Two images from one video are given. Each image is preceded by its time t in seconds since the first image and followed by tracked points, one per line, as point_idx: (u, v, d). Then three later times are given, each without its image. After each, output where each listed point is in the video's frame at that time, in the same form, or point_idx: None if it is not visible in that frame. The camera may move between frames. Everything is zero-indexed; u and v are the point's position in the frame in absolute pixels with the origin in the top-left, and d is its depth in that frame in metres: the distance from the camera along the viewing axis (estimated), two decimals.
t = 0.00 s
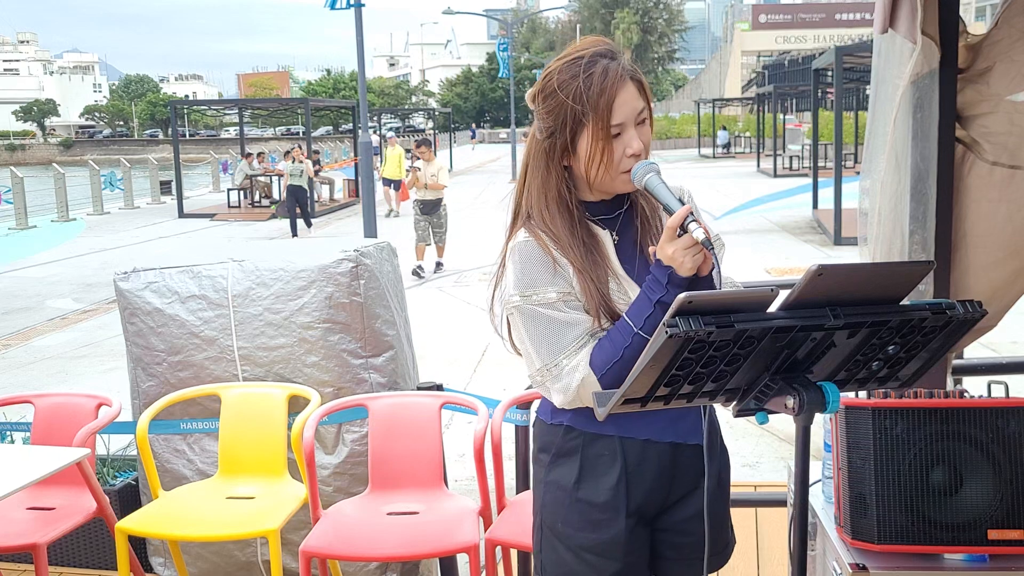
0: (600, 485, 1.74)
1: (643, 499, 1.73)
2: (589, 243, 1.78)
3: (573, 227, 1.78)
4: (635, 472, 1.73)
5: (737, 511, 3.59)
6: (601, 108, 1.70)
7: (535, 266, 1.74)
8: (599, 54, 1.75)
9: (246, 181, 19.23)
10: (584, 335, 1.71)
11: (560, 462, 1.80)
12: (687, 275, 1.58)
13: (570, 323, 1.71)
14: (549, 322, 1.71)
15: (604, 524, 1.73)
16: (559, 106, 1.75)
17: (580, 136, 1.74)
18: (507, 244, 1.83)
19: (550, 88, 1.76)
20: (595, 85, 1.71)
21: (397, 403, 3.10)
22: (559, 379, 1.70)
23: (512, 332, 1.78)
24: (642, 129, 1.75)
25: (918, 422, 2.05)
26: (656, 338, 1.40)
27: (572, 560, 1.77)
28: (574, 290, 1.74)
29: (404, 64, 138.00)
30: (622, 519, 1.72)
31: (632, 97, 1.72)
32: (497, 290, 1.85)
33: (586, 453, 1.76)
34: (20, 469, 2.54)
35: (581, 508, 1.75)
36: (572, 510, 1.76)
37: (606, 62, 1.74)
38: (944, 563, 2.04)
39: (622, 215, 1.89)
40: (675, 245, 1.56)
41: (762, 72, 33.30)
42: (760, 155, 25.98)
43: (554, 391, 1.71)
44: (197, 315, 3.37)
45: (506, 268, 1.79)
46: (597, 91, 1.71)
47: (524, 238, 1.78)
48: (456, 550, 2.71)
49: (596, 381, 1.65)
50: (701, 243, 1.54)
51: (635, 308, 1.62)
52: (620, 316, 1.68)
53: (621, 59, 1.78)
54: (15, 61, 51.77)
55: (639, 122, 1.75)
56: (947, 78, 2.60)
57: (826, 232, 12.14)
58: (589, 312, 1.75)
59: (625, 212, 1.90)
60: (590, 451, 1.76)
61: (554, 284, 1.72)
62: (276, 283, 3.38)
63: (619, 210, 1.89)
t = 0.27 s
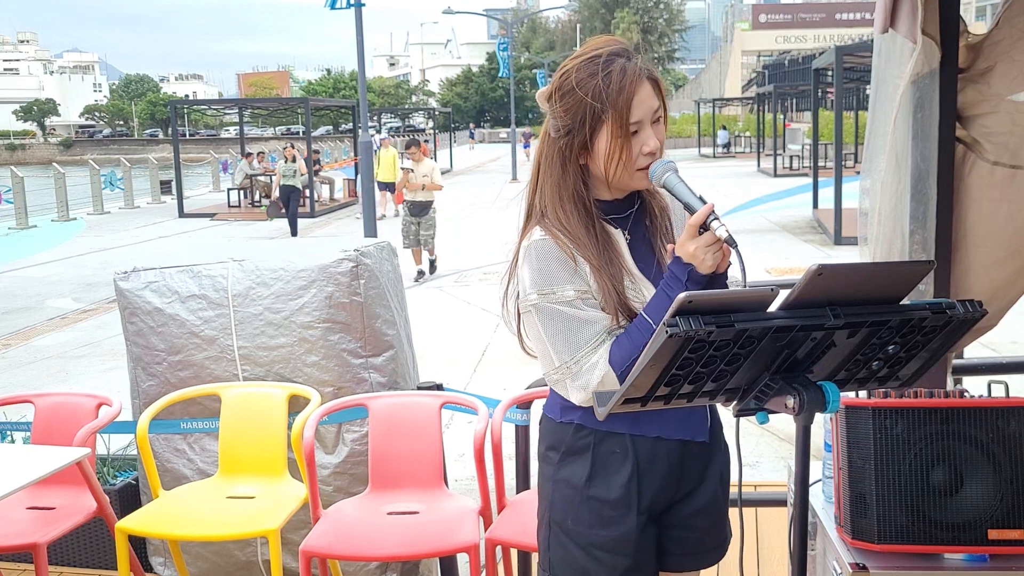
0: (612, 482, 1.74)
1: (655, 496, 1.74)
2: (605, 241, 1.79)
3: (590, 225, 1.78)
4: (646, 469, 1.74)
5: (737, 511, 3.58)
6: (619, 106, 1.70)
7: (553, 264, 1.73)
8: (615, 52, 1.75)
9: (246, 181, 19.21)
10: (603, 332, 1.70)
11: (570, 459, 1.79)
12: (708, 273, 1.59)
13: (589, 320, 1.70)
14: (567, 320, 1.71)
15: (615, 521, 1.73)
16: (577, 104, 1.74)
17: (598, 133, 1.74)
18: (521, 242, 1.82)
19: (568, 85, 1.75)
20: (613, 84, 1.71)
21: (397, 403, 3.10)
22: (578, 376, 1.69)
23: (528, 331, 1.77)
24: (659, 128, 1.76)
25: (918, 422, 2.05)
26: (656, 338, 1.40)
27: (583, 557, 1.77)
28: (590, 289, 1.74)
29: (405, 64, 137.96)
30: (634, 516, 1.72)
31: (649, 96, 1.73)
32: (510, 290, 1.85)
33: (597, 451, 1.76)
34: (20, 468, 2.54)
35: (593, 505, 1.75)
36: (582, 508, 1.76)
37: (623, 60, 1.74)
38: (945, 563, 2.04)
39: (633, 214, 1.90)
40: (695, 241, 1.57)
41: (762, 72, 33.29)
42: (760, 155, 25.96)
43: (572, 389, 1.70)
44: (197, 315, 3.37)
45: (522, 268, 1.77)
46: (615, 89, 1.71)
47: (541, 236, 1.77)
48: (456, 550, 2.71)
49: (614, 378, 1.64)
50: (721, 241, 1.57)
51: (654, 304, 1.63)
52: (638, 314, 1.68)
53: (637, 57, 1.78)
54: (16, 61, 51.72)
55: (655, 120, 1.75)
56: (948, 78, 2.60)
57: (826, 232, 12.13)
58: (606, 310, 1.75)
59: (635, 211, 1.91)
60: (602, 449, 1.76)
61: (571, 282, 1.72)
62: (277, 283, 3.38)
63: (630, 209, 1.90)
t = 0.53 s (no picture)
0: (617, 481, 1.74)
1: (660, 495, 1.74)
2: (610, 239, 1.79)
3: (597, 224, 1.78)
4: (651, 467, 1.74)
5: (737, 511, 3.58)
6: (627, 104, 1.70)
7: (560, 263, 1.73)
8: (621, 51, 1.75)
9: (246, 180, 19.19)
10: (609, 330, 1.71)
11: (574, 457, 1.79)
12: (714, 271, 1.60)
13: (596, 318, 1.70)
14: (575, 318, 1.71)
15: (619, 519, 1.72)
16: (584, 102, 1.74)
17: (605, 132, 1.74)
18: (526, 241, 1.82)
19: (574, 84, 1.75)
20: (620, 82, 1.71)
21: (397, 403, 3.10)
22: (586, 373, 1.69)
23: (534, 329, 1.77)
24: (664, 126, 1.76)
25: (918, 422, 2.05)
26: (656, 338, 1.40)
27: (587, 556, 1.76)
28: (597, 287, 1.74)
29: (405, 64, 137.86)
30: (638, 515, 1.72)
31: (655, 94, 1.73)
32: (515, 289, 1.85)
33: (601, 449, 1.76)
34: (19, 468, 2.54)
35: (597, 504, 1.74)
36: (586, 507, 1.76)
37: (629, 59, 1.74)
38: (944, 563, 2.04)
39: (636, 214, 1.91)
40: (703, 242, 1.56)
41: (762, 72, 33.25)
42: (761, 155, 25.93)
43: (580, 388, 1.71)
44: (197, 315, 3.37)
45: (527, 267, 1.77)
46: (622, 87, 1.71)
47: (547, 234, 1.77)
48: (456, 550, 2.70)
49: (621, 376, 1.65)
50: (728, 240, 1.56)
51: (659, 302, 1.63)
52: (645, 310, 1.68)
53: (642, 55, 1.78)
54: (16, 61, 51.69)
55: (661, 119, 1.76)
56: (948, 78, 2.59)
57: (826, 232, 12.11)
58: (612, 307, 1.75)
59: (638, 211, 1.92)
60: (606, 448, 1.75)
61: (578, 280, 1.72)
62: (277, 282, 3.38)
63: (633, 208, 1.91)
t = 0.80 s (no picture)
0: (615, 479, 1.74)
1: (657, 494, 1.74)
2: (607, 238, 1.79)
3: (592, 222, 1.78)
4: (649, 467, 1.73)
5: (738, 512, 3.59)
6: (616, 104, 1.70)
7: (553, 260, 1.74)
8: (613, 52, 1.75)
9: (246, 180, 19.18)
10: (603, 328, 1.71)
11: (573, 456, 1.79)
12: (706, 270, 1.60)
13: (590, 317, 1.71)
14: (570, 316, 1.71)
15: (618, 518, 1.73)
16: (576, 102, 1.75)
17: (596, 132, 1.74)
18: (523, 242, 1.83)
19: (566, 85, 1.76)
20: (610, 82, 1.71)
21: (397, 402, 3.10)
22: (581, 371, 1.70)
23: (532, 327, 1.78)
24: (659, 125, 1.75)
25: (917, 422, 2.05)
26: (656, 338, 1.40)
27: (585, 554, 1.77)
28: (593, 285, 1.74)
29: (405, 64, 137.85)
30: (636, 514, 1.72)
31: (647, 93, 1.72)
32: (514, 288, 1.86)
33: (600, 448, 1.76)
34: (20, 468, 2.54)
35: (596, 503, 1.74)
36: (585, 506, 1.76)
37: (621, 59, 1.74)
38: (945, 563, 2.04)
39: (638, 213, 1.90)
40: (695, 240, 1.58)
41: (761, 72, 33.24)
42: (761, 155, 25.92)
43: (574, 386, 1.71)
44: (197, 315, 3.37)
45: (524, 266, 1.78)
46: (612, 87, 1.71)
47: (541, 233, 1.78)
48: (456, 550, 2.70)
49: (615, 374, 1.65)
50: (720, 238, 1.57)
51: (654, 301, 1.63)
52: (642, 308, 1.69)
53: (636, 56, 1.78)
54: (17, 61, 51.69)
55: (655, 117, 1.74)
56: (949, 77, 2.59)
57: (826, 232, 12.10)
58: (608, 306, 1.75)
59: (640, 211, 1.90)
60: (605, 446, 1.75)
61: (573, 277, 1.73)
62: (276, 283, 3.38)
63: (635, 208, 1.90)
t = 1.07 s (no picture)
0: (605, 479, 1.75)
1: (649, 494, 1.74)
2: (598, 237, 1.80)
3: (581, 222, 1.79)
4: (640, 466, 1.74)
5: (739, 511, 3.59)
6: (601, 103, 1.71)
7: (541, 258, 1.77)
8: (602, 52, 1.76)
9: (246, 180, 19.16)
10: (589, 327, 1.73)
11: (565, 454, 1.80)
12: (689, 268, 1.58)
13: (576, 315, 1.74)
14: (556, 314, 1.74)
15: (608, 517, 1.74)
16: (563, 102, 1.76)
17: (584, 131, 1.75)
18: (517, 240, 1.86)
19: (555, 85, 1.77)
20: (595, 81, 1.72)
21: (397, 402, 3.10)
22: (564, 368, 1.72)
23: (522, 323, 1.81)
24: (647, 124, 1.74)
25: (917, 422, 2.05)
26: (656, 337, 1.40)
27: (575, 552, 1.78)
28: (581, 284, 1.76)
29: (405, 64, 137.82)
30: (627, 514, 1.73)
31: (635, 92, 1.72)
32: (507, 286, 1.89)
33: (591, 446, 1.77)
34: (20, 468, 2.54)
35: (586, 502, 1.76)
36: (577, 505, 1.77)
37: (609, 57, 1.74)
38: (944, 563, 2.04)
39: (635, 212, 1.89)
40: (676, 239, 1.55)
41: (761, 72, 33.23)
42: (761, 155, 25.90)
43: (558, 380, 1.73)
44: (197, 315, 3.37)
45: (516, 264, 1.82)
46: (597, 86, 1.71)
47: (531, 232, 1.81)
48: (456, 550, 2.71)
49: (598, 372, 1.66)
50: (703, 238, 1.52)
51: (639, 302, 1.65)
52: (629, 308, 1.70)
53: (627, 55, 1.78)
54: (17, 60, 51.65)
55: (644, 116, 1.73)
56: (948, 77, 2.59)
57: (826, 232, 12.10)
58: (595, 305, 1.77)
59: (638, 209, 1.90)
60: (596, 445, 1.77)
61: (560, 276, 1.75)
62: (276, 282, 3.38)
63: (632, 207, 1.89)
